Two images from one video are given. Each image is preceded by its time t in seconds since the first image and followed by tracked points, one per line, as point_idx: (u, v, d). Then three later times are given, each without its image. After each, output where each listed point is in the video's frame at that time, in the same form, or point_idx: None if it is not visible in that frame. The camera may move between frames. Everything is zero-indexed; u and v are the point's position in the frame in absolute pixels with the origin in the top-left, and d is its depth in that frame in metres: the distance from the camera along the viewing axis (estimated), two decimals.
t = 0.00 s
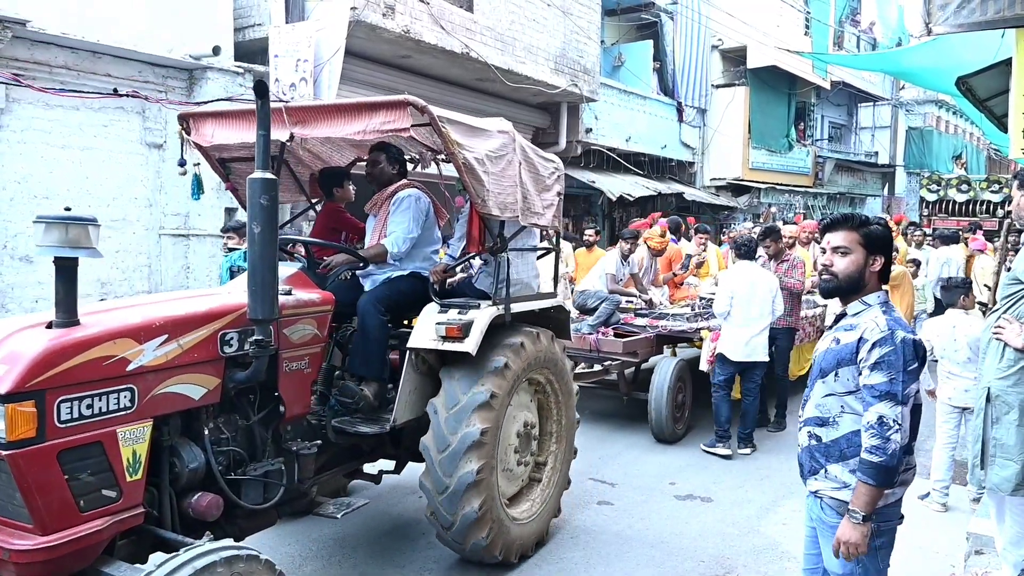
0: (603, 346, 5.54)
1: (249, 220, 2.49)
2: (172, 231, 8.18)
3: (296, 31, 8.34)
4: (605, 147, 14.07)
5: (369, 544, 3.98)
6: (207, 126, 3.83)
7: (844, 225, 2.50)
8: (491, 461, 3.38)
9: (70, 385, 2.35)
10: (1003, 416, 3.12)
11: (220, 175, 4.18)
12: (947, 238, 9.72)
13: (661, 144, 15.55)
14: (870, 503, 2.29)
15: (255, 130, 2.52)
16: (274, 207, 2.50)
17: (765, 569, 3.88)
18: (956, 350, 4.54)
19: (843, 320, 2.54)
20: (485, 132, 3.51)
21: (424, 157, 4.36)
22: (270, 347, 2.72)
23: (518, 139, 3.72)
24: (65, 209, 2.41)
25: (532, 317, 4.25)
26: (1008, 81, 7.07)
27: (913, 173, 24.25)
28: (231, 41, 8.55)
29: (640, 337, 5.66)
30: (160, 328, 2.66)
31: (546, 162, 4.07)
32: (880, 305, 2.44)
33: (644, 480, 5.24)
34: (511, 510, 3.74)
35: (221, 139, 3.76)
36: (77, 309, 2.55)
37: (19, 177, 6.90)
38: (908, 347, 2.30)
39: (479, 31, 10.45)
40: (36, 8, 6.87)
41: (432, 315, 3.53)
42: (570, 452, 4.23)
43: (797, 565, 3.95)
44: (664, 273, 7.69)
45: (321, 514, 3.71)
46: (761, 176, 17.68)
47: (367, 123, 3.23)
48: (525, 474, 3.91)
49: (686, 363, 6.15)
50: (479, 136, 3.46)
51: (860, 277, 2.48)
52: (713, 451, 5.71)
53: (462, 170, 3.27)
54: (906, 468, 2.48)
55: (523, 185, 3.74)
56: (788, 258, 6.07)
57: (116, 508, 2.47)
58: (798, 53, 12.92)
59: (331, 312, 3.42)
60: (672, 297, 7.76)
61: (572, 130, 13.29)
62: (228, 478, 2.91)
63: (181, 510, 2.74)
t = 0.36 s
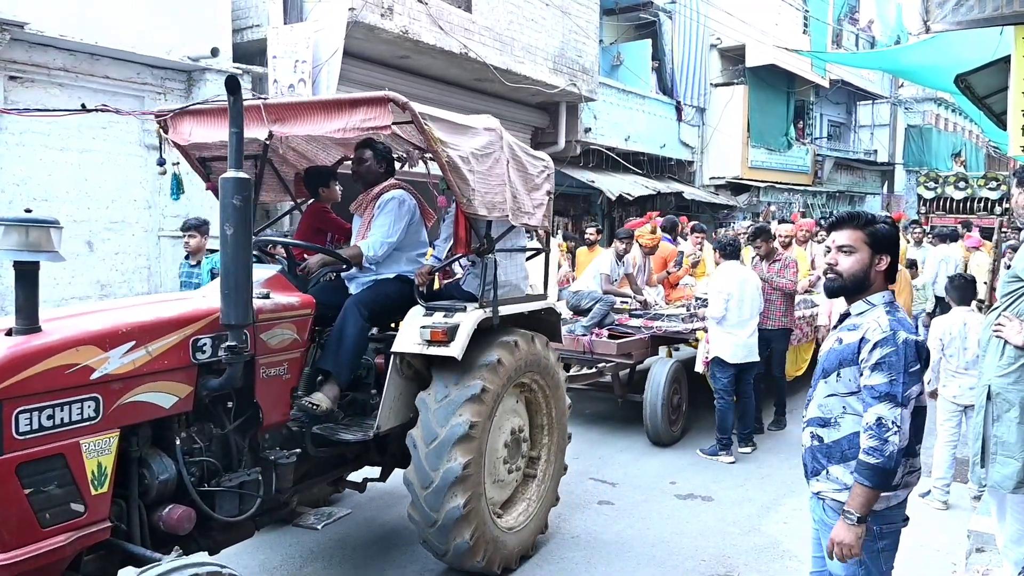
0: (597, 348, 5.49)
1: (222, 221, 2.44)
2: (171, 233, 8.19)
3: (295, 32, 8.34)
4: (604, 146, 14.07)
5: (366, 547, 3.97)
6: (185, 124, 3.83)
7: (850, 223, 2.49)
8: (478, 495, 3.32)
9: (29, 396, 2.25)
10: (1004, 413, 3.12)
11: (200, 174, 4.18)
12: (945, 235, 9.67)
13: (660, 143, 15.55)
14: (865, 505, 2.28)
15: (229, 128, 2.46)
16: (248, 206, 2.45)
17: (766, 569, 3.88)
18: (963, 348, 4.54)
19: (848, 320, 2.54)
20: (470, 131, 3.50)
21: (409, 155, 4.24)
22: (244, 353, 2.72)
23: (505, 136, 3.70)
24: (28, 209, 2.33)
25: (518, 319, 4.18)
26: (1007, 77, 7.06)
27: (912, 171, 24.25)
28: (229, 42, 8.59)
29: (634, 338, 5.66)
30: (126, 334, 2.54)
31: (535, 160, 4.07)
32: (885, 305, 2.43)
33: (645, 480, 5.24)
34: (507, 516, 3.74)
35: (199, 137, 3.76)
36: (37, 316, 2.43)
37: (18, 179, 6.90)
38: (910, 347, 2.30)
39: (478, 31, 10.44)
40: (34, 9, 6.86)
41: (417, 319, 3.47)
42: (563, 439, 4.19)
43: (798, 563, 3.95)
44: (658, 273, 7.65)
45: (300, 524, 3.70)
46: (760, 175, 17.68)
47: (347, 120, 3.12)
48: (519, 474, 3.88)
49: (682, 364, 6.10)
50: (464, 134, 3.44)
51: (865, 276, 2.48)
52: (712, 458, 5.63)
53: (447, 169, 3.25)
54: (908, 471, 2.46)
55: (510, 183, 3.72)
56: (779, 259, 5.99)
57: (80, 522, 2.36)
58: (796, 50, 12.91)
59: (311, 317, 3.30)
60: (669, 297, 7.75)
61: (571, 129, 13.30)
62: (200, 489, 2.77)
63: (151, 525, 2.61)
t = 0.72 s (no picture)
0: (590, 350, 5.47)
1: (190, 221, 2.34)
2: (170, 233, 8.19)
3: (294, 32, 8.34)
4: (604, 146, 14.08)
5: (365, 548, 3.98)
6: (161, 121, 3.76)
7: (843, 222, 2.53)
8: (467, 529, 3.25)
9: None
10: (1004, 412, 3.12)
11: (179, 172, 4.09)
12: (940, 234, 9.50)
13: (660, 143, 15.55)
14: (866, 505, 2.29)
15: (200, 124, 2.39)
16: (219, 207, 2.35)
17: (766, 568, 3.88)
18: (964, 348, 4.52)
19: (847, 320, 2.54)
20: (455, 127, 3.38)
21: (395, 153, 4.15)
22: (215, 360, 2.57)
23: (492, 133, 3.60)
24: None
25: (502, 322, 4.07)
26: (1006, 76, 7.06)
27: (911, 170, 24.26)
28: (228, 42, 8.60)
29: (628, 340, 5.59)
30: (90, 339, 2.47)
31: (524, 160, 3.98)
32: (885, 305, 2.43)
33: (645, 480, 5.25)
34: (502, 520, 3.71)
35: (173, 134, 3.69)
36: None
37: (18, 180, 6.89)
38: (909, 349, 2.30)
39: (477, 31, 10.45)
40: (33, 10, 6.85)
41: (401, 323, 3.37)
42: (552, 423, 4.12)
43: (798, 563, 3.95)
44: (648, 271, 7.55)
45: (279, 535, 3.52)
46: (760, 174, 17.69)
47: (326, 116, 3.04)
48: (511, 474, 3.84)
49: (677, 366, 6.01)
50: (449, 131, 3.34)
51: (848, 275, 2.50)
52: (712, 458, 5.64)
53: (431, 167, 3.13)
54: (908, 470, 2.47)
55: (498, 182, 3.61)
56: (767, 257, 5.99)
57: (40, 537, 2.32)
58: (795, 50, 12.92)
59: (292, 319, 3.28)
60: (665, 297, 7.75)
61: (571, 129, 13.31)
62: (170, 501, 2.71)
63: (117, 538, 2.56)
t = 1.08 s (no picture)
0: (583, 354, 5.47)
1: (161, 219, 2.26)
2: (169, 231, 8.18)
3: (295, 31, 8.37)
4: (605, 147, 14.08)
5: (361, 547, 3.98)
6: (139, 115, 3.71)
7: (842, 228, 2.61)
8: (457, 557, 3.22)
9: None
10: (1003, 416, 3.12)
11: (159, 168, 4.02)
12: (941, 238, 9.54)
13: (661, 144, 15.56)
14: (858, 507, 2.31)
15: (171, 117, 2.29)
16: (189, 205, 2.27)
17: (765, 570, 3.89)
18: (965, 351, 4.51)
19: (844, 321, 2.53)
20: (439, 124, 3.30)
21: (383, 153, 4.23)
22: (184, 363, 2.52)
23: (479, 132, 3.51)
24: None
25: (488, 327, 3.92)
26: (1006, 80, 7.07)
27: (911, 173, 24.27)
28: (229, 41, 8.60)
29: (621, 344, 5.63)
30: (51, 343, 2.39)
31: (514, 159, 3.89)
32: (882, 309, 2.43)
33: (644, 481, 5.25)
34: (494, 523, 3.67)
35: (152, 128, 3.65)
36: None
37: (18, 177, 6.88)
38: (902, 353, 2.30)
39: (478, 31, 10.45)
40: (34, 7, 6.85)
41: (384, 326, 3.30)
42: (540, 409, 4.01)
43: (797, 565, 3.96)
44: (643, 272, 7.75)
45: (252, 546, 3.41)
46: (760, 176, 17.69)
47: (308, 112, 2.95)
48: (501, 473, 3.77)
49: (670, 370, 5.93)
50: (433, 129, 3.25)
51: (839, 281, 2.61)
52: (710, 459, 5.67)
53: (416, 165, 3.04)
54: (905, 471, 2.48)
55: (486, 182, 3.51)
56: (766, 260, 5.96)
57: None
58: (796, 52, 12.92)
59: (271, 321, 3.18)
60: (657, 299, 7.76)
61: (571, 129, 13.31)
62: (136, 511, 2.61)
63: (80, 550, 2.46)
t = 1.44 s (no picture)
0: (576, 357, 5.41)
1: (127, 219, 2.16)
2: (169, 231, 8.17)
3: (296, 32, 8.40)
4: (605, 148, 14.07)
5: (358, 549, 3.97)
6: (116, 112, 3.56)
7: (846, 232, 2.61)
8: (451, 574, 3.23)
9: None
10: (1002, 417, 3.13)
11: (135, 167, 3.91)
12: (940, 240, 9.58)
13: (660, 145, 15.55)
14: (844, 505, 2.33)
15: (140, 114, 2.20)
16: (158, 205, 2.18)
17: (765, 571, 3.89)
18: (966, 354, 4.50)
19: (844, 323, 2.54)
20: (424, 121, 3.23)
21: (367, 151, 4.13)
22: (154, 370, 2.38)
23: (467, 130, 3.45)
24: None
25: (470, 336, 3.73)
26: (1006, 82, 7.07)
27: (911, 175, 24.29)
28: (229, 41, 8.61)
29: (616, 347, 5.54)
30: (13, 348, 2.35)
31: (503, 158, 3.83)
32: (881, 310, 2.43)
33: (644, 482, 5.26)
34: (487, 521, 3.66)
35: (129, 125, 3.51)
36: None
37: (18, 177, 6.88)
38: (894, 355, 2.30)
39: (479, 32, 10.45)
40: (34, 8, 6.85)
41: (367, 329, 3.24)
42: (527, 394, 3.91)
43: (796, 566, 3.96)
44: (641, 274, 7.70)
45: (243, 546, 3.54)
46: (759, 177, 17.70)
47: (284, 108, 2.87)
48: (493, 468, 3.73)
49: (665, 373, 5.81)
50: (417, 126, 3.18)
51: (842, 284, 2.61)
52: (711, 461, 5.67)
53: (399, 164, 2.97)
54: (905, 472, 2.49)
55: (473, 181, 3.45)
56: (772, 263, 5.96)
57: None
58: (796, 54, 12.91)
59: (248, 325, 3.13)
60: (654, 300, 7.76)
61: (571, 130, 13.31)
62: (103, 522, 2.53)
63: (44, 562, 2.39)
